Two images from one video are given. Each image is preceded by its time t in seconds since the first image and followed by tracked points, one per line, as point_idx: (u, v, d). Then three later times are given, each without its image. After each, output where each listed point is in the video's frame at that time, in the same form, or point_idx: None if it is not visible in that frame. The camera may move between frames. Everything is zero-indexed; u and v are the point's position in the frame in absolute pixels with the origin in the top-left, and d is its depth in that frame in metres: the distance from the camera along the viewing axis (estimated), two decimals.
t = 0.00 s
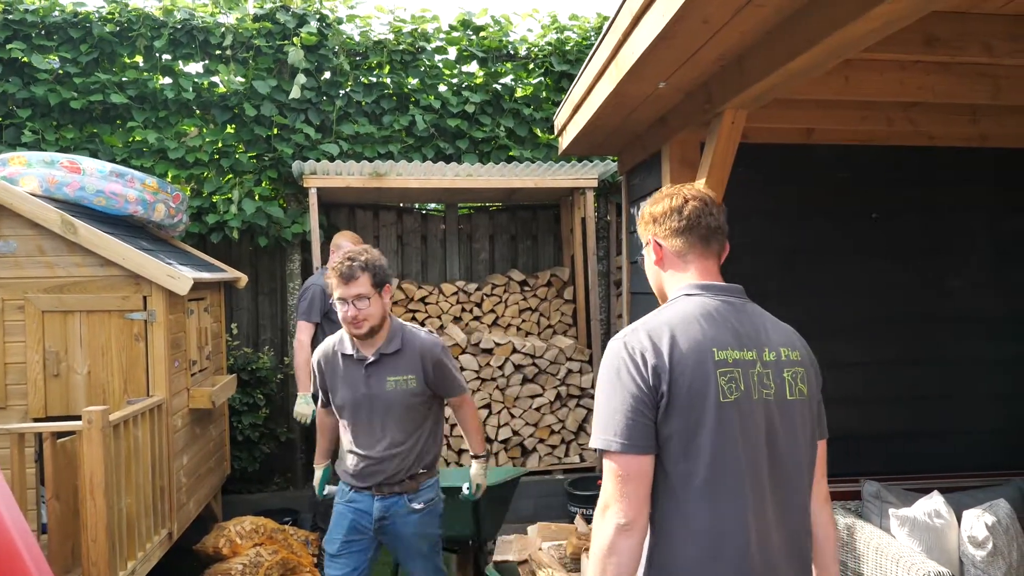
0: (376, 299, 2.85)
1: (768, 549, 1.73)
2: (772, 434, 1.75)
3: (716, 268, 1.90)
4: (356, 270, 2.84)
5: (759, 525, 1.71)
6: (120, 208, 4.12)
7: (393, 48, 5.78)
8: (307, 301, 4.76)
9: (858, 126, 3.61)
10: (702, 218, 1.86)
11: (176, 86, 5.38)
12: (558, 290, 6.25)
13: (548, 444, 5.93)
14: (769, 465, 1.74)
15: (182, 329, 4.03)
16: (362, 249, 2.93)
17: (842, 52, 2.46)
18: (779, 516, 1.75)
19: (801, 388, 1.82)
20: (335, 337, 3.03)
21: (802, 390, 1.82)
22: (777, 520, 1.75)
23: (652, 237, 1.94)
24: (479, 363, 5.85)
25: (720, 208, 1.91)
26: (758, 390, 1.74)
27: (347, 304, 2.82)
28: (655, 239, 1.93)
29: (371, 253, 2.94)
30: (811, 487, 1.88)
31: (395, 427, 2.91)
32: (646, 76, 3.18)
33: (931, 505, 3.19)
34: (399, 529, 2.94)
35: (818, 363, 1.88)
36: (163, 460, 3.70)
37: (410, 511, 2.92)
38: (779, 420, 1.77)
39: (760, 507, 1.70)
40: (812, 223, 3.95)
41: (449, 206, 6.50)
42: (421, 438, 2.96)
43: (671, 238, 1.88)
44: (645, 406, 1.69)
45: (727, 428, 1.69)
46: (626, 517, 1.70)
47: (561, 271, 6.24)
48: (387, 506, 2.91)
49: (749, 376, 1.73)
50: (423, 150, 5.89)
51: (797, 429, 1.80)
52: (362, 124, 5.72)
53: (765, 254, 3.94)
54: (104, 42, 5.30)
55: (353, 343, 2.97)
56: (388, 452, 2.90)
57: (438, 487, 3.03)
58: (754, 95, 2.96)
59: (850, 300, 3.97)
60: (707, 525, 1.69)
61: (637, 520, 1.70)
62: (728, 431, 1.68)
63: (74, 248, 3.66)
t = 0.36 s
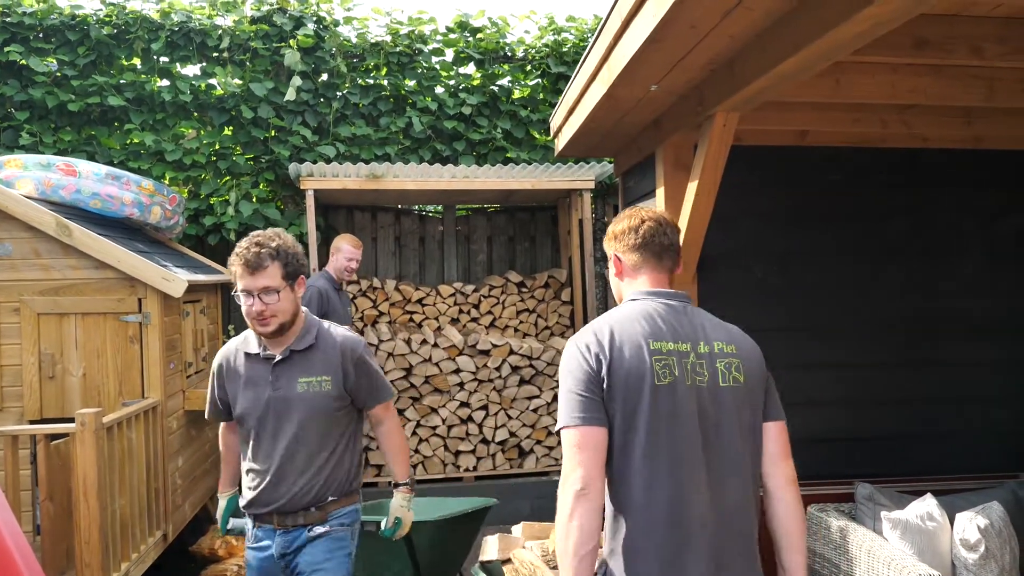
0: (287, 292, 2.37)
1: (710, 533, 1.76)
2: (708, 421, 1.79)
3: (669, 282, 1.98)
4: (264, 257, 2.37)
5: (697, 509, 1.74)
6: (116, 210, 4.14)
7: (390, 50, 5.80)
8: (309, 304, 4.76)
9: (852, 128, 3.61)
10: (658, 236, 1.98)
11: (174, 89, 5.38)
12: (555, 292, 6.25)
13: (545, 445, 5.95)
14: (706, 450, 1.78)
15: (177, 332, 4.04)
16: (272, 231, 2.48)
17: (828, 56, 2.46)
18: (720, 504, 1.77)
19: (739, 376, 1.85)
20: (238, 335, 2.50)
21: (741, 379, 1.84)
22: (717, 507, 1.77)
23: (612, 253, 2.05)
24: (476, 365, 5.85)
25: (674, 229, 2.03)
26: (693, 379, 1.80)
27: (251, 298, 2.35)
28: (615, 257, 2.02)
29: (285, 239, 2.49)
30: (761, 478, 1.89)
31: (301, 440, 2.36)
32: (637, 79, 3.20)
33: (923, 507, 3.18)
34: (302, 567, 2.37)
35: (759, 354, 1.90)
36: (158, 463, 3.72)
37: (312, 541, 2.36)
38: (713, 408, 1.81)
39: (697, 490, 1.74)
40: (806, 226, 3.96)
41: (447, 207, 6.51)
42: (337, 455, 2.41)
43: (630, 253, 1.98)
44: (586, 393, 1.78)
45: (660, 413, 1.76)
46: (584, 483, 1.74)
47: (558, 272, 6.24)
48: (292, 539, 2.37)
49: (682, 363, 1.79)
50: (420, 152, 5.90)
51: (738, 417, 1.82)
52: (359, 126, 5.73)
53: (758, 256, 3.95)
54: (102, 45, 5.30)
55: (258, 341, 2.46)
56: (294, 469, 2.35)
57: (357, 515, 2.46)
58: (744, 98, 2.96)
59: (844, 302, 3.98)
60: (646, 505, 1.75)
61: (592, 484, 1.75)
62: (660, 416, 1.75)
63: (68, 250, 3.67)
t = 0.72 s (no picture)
0: (221, 299, 1.94)
1: (651, 497, 2.02)
2: (645, 401, 2.09)
3: (606, 294, 2.37)
4: (194, 251, 1.93)
5: (636, 474, 2.03)
6: (122, 211, 4.20)
7: (394, 51, 5.84)
8: (310, 308, 4.79)
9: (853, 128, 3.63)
10: (592, 257, 2.36)
11: (180, 90, 5.43)
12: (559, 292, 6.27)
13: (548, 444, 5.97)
14: (643, 424, 2.07)
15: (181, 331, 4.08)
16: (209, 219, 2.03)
17: (823, 57, 2.48)
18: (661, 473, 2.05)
19: (670, 363, 2.17)
20: (163, 344, 2.10)
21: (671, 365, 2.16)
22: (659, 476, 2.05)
23: (558, 273, 2.44)
24: (479, 364, 5.93)
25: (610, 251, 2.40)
26: (628, 364, 2.12)
27: (176, 303, 1.91)
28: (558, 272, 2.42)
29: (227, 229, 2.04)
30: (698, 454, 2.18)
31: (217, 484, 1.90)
32: (636, 79, 3.24)
33: (921, 506, 3.19)
34: None
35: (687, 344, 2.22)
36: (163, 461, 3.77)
37: None
38: (649, 389, 2.12)
39: (635, 461, 2.03)
40: (807, 226, 3.98)
41: (451, 208, 6.55)
42: (264, 506, 1.95)
43: (568, 270, 2.38)
44: (535, 382, 2.10)
45: (600, 395, 2.08)
46: (527, 452, 2.03)
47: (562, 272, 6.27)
48: None
49: (617, 352, 2.12)
50: (423, 153, 5.94)
51: (670, 398, 2.13)
52: (364, 127, 5.77)
53: (759, 256, 3.97)
54: (109, 47, 5.35)
55: (185, 353, 2.05)
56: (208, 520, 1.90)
57: None
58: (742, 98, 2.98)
59: (844, 301, 4.00)
60: (592, 474, 2.04)
61: (537, 451, 2.03)
62: (598, 395, 2.07)
63: (75, 250, 3.71)
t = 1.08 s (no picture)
0: (86, 309, 1.61)
1: (603, 459, 2.49)
2: (601, 381, 2.57)
3: (575, 289, 2.89)
4: (45, 253, 1.60)
5: (590, 440, 2.50)
6: (134, 211, 4.27)
7: (402, 52, 5.89)
8: (326, 308, 4.86)
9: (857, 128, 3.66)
10: (566, 256, 2.87)
11: (191, 92, 5.50)
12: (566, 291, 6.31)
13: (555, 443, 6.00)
14: (597, 400, 2.55)
15: (193, 329, 4.15)
16: (67, 209, 1.70)
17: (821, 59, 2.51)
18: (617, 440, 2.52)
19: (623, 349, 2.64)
20: (34, 372, 1.78)
21: (623, 350, 2.64)
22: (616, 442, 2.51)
23: (534, 272, 2.96)
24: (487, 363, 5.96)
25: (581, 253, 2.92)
26: (585, 351, 2.60)
27: (28, 319, 1.59)
28: (538, 269, 2.91)
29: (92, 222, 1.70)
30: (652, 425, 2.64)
31: (106, 531, 1.60)
32: (640, 80, 3.30)
33: (925, 506, 3.20)
34: None
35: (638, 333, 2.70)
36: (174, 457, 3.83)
37: None
38: (603, 371, 2.59)
39: (589, 429, 2.51)
40: (810, 227, 4.06)
41: (459, 208, 6.58)
42: (177, 555, 1.65)
43: (546, 265, 2.87)
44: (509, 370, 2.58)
45: (560, 376, 2.56)
46: (500, 425, 2.48)
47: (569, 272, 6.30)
48: None
49: (576, 342, 2.60)
50: (431, 153, 5.98)
51: (623, 379, 2.60)
52: (372, 127, 5.82)
53: (762, 256, 4.06)
54: (121, 49, 5.41)
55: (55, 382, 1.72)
56: (103, 574, 1.60)
57: None
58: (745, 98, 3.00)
59: (847, 301, 4.06)
60: (560, 444, 2.51)
61: (507, 425, 2.48)
62: (559, 376, 2.55)
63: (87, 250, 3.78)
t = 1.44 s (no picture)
0: None
1: (594, 445, 2.62)
2: (600, 369, 2.68)
3: (588, 284, 2.93)
4: None
5: (584, 426, 2.63)
6: (147, 211, 4.31)
7: (413, 52, 5.90)
8: (360, 309, 4.83)
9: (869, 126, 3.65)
10: (582, 251, 2.91)
11: (205, 92, 5.54)
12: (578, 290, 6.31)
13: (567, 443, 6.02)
14: (593, 389, 2.66)
15: (205, 328, 4.18)
16: None
17: (828, 59, 2.50)
18: (609, 424, 2.64)
19: (624, 342, 2.73)
20: None
21: (623, 343, 2.73)
22: (608, 426, 2.63)
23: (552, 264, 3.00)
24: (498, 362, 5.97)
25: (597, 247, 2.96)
26: (587, 342, 2.70)
27: None
28: (554, 261, 2.96)
29: None
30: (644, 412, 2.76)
31: None
32: (649, 80, 3.30)
33: (937, 507, 3.18)
34: None
35: (640, 326, 2.77)
36: (187, 454, 3.87)
37: None
38: (602, 362, 2.69)
39: (583, 416, 2.63)
40: (821, 227, 4.06)
41: (471, 208, 6.59)
42: None
43: (562, 259, 2.92)
44: (516, 355, 2.72)
45: (561, 366, 2.68)
46: (508, 409, 2.67)
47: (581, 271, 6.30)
48: None
49: (580, 333, 2.70)
50: (443, 153, 5.98)
51: (621, 369, 2.70)
52: (384, 127, 5.83)
53: (772, 255, 4.06)
54: (136, 51, 5.45)
55: None
56: None
57: None
58: (756, 96, 2.99)
59: (858, 300, 4.06)
60: (555, 425, 2.64)
61: (515, 411, 2.67)
62: (560, 366, 2.68)
63: (101, 250, 3.83)
